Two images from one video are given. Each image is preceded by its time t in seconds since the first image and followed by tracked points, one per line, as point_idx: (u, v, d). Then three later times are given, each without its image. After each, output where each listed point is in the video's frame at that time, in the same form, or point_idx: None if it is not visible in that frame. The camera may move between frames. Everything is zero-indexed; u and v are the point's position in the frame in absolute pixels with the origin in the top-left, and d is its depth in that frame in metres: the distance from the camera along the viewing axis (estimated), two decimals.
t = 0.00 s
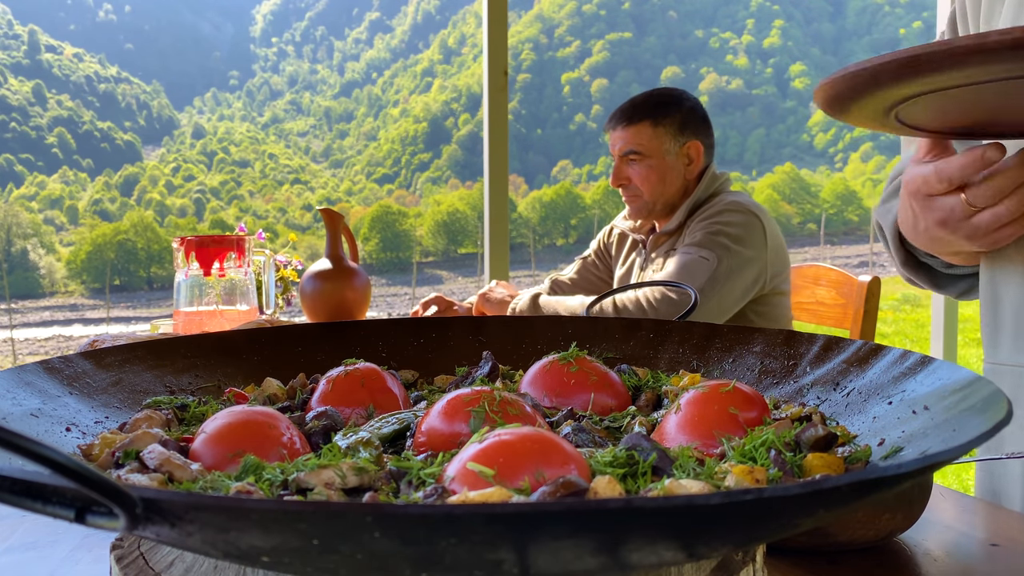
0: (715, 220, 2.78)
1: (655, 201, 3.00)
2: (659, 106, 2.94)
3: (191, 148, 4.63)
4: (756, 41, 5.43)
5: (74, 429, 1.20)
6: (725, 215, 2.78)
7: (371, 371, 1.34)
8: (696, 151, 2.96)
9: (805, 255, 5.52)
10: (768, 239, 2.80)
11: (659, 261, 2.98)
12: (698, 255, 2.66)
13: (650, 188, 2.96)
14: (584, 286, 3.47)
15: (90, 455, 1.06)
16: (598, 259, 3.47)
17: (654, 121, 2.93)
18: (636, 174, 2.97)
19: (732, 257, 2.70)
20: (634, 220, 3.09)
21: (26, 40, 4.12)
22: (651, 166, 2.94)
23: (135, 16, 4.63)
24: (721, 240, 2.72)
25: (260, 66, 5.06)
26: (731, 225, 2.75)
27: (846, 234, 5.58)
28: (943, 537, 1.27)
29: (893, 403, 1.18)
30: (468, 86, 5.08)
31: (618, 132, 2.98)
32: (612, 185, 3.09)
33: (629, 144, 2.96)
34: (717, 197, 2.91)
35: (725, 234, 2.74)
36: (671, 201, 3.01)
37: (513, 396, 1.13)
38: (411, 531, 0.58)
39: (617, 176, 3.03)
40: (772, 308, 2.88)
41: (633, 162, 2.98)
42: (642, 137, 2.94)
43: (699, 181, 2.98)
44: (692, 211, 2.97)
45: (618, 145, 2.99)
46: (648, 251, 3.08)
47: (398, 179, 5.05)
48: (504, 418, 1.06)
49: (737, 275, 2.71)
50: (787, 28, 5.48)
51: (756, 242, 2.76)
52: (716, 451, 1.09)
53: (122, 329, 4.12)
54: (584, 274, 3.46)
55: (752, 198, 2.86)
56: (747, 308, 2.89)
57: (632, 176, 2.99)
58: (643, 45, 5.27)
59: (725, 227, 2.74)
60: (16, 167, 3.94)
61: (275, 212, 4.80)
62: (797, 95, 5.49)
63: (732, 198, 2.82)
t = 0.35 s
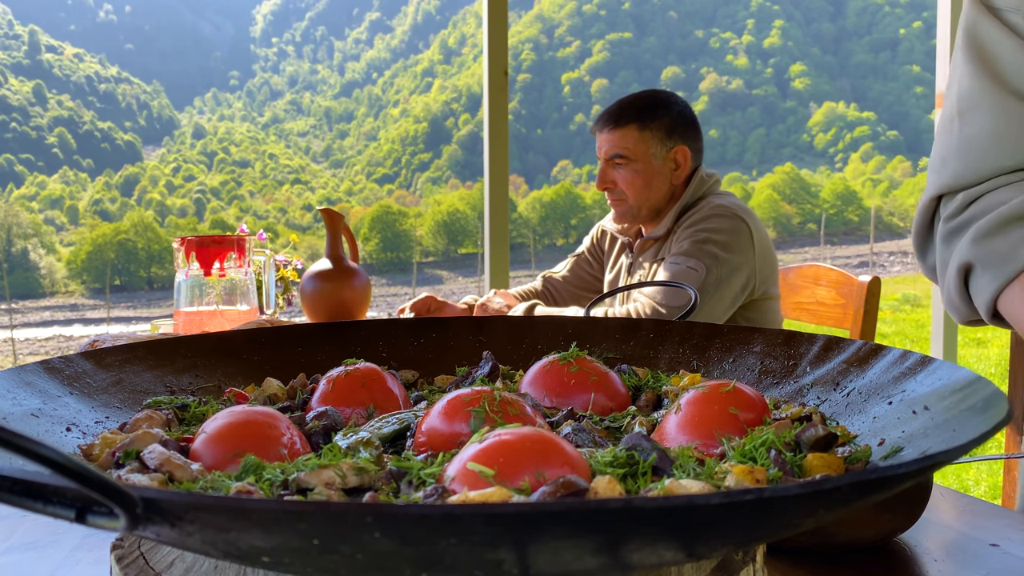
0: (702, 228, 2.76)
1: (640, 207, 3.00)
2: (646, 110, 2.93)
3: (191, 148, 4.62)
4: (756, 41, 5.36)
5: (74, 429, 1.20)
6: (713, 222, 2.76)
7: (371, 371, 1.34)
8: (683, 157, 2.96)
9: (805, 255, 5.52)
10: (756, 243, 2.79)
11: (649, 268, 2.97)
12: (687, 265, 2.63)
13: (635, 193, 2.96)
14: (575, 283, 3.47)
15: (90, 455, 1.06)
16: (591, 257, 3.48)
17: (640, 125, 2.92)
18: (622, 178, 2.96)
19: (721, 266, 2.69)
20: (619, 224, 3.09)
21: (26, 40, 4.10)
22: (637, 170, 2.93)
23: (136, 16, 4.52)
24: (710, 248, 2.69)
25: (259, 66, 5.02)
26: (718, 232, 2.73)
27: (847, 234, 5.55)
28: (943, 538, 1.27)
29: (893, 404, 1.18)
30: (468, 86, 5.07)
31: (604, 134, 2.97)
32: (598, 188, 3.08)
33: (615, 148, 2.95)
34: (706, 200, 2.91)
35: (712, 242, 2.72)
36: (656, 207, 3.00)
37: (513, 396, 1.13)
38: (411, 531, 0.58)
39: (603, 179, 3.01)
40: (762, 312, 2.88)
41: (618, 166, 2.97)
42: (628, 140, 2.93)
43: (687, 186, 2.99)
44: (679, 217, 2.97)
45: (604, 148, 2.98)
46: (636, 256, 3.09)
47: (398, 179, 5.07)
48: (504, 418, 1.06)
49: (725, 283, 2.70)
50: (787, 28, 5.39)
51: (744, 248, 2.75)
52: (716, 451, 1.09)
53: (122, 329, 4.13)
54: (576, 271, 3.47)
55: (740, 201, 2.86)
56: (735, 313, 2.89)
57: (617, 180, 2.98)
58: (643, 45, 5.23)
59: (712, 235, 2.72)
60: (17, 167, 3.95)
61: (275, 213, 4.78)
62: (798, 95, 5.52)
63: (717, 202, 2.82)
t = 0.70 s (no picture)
0: (696, 228, 2.76)
1: (635, 207, 3.00)
2: (644, 110, 2.93)
3: (191, 148, 4.62)
4: (755, 41, 5.39)
5: (74, 429, 1.20)
6: (707, 222, 2.75)
7: (371, 371, 1.34)
8: (679, 158, 2.97)
9: (805, 255, 5.57)
10: (750, 241, 2.79)
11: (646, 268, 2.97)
12: (684, 267, 2.62)
13: (630, 194, 2.96)
14: (564, 282, 3.47)
15: (90, 455, 1.06)
16: (583, 257, 3.49)
17: (637, 125, 2.93)
18: (617, 177, 2.96)
19: (717, 265, 2.67)
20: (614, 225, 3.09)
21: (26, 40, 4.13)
22: (633, 170, 2.93)
23: (136, 16, 4.59)
24: (705, 249, 2.68)
25: (260, 66, 5.01)
26: (712, 232, 2.72)
27: (846, 234, 5.60)
28: (942, 538, 1.27)
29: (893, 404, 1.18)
30: (468, 86, 5.02)
31: (600, 133, 2.97)
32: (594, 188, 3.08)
33: (612, 147, 2.95)
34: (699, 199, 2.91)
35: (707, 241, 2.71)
36: (651, 208, 3.00)
37: (513, 396, 1.13)
38: (411, 531, 0.58)
39: (598, 178, 3.02)
40: (759, 312, 2.89)
41: (614, 165, 2.97)
42: (625, 139, 2.93)
43: (684, 187, 2.99)
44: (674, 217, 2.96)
45: (600, 147, 2.99)
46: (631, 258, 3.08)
47: (398, 180, 5.06)
48: (504, 418, 1.06)
49: (723, 282, 2.69)
50: (787, 28, 5.40)
51: (739, 246, 2.74)
52: (716, 451, 1.09)
53: (122, 329, 4.14)
54: (567, 272, 3.47)
55: (732, 199, 2.88)
56: (733, 313, 2.90)
57: (613, 179, 2.99)
58: (643, 45, 5.22)
59: (706, 234, 2.72)
60: (16, 167, 3.96)
61: (275, 212, 4.81)
62: (797, 95, 5.49)
63: (710, 201, 2.83)
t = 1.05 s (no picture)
0: (696, 228, 2.76)
1: (636, 208, 3.00)
2: (647, 110, 2.93)
3: (191, 148, 4.61)
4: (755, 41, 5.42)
5: (74, 429, 1.20)
6: (707, 223, 2.75)
7: (371, 371, 1.34)
8: (681, 159, 2.96)
9: (805, 254, 5.57)
10: (749, 240, 2.79)
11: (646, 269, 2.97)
12: (684, 268, 2.62)
13: (631, 195, 2.96)
14: (564, 284, 3.47)
15: (90, 455, 1.06)
16: (581, 258, 3.49)
17: (640, 125, 2.93)
18: (619, 177, 2.97)
19: (717, 266, 2.67)
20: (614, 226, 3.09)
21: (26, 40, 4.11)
22: (634, 171, 2.94)
23: (136, 16, 4.56)
24: (704, 249, 2.68)
25: (260, 66, 5.01)
26: (712, 232, 2.72)
27: (846, 234, 5.59)
28: (942, 537, 1.27)
29: (893, 404, 1.18)
30: (468, 86, 5.02)
31: (603, 133, 2.98)
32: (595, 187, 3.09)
33: (614, 147, 2.96)
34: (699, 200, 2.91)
35: (707, 241, 2.72)
36: (653, 209, 3.01)
37: (513, 396, 1.13)
38: (411, 531, 0.58)
39: (600, 178, 3.03)
40: (758, 311, 2.89)
41: (616, 165, 2.98)
42: (627, 139, 2.93)
43: (685, 187, 2.99)
44: (675, 217, 2.96)
45: (603, 147, 2.99)
46: (631, 258, 3.08)
47: (398, 179, 5.07)
48: (504, 418, 1.06)
49: (723, 282, 2.69)
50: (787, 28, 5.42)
51: (738, 246, 2.75)
52: (716, 451, 1.09)
53: (122, 329, 4.14)
54: (566, 274, 3.47)
55: (731, 199, 2.88)
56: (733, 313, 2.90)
57: (614, 179, 2.99)
58: (643, 45, 5.21)
59: (706, 235, 2.72)
60: (16, 167, 3.96)
61: (275, 212, 4.78)
62: (797, 95, 5.50)
63: (711, 202, 2.83)
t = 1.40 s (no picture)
0: (695, 228, 2.75)
1: (636, 208, 3.00)
2: (646, 110, 2.94)
3: (191, 148, 4.62)
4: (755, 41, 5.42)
5: (74, 429, 1.20)
6: (706, 223, 2.75)
7: (371, 371, 1.34)
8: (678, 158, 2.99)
9: (805, 254, 5.57)
10: (748, 240, 2.79)
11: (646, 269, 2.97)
12: (684, 268, 2.62)
13: (631, 194, 2.96)
14: (564, 285, 3.48)
15: (90, 455, 1.06)
16: (581, 258, 3.48)
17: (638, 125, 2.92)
18: (618, 176, 2.96)
19: (716, 266, 2.68)
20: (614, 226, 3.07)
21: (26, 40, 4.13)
22: (634, 169, 2.94)
23: (136, 16, 4.55)
24: (703, 249, 2.68)
25: (260, 66, 4.99)
26: (711, 232, 2.72)
27: (846, 234, 5.59)
28: (942, 537, 1.27)
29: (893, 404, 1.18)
30: (468, 86, 5.00)
31: (602, 133, 2.97)
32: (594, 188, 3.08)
33: (612, 147, 2.95)
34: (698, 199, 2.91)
35: (706, 241, 2.71)
36: (652, 208, 3.00)
37: (512, 396, 1.13)
38: (411, 531, 0.58)
39: (598, 178, 3.02)
40: (758, 310, 2.89)
41: (615, 164, 2.97)
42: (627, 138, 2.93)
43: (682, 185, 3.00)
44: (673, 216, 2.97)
45: (602, 147, 2.98)
46: (631, 259, 3.08)
47: (398, 179, 5.06)
48: (504, 418, 1.06)
49: (722, 282, 2.69)
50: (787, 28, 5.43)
51: (738, 245, 2.74)
52: (716, 450, 1.09)
53: (122, 329, 4.15)
54: (566, 276, 3.47)
55: (730, 199, 2.87)
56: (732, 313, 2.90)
57: (614, 178, 2.98)
58: (643, 45, 5.22)
59: (705, 235, 2.71)
60: (16, 167, 3.96)
61: (274, 212, 4.80)
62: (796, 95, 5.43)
63: (710, 201, 2.82)
